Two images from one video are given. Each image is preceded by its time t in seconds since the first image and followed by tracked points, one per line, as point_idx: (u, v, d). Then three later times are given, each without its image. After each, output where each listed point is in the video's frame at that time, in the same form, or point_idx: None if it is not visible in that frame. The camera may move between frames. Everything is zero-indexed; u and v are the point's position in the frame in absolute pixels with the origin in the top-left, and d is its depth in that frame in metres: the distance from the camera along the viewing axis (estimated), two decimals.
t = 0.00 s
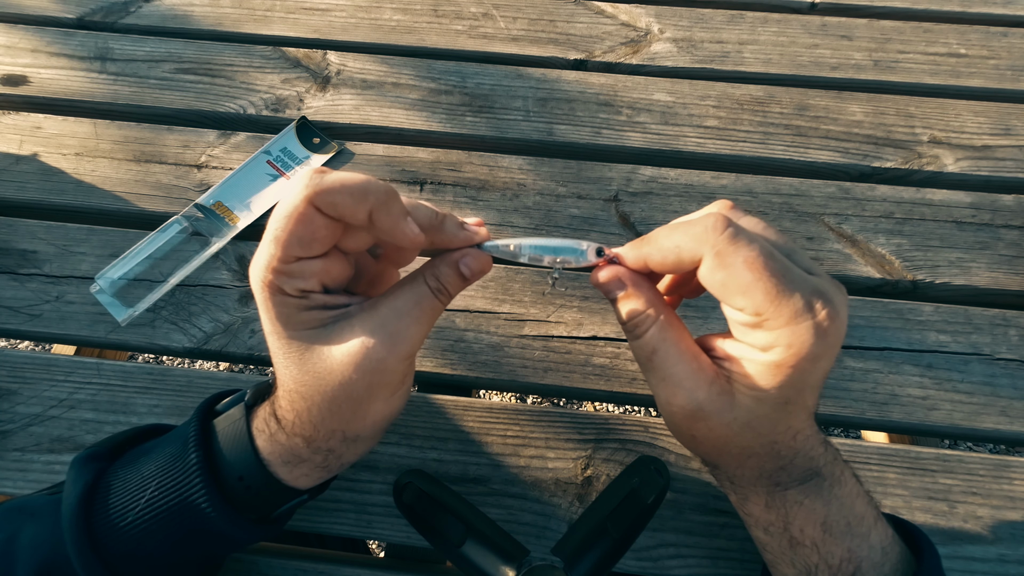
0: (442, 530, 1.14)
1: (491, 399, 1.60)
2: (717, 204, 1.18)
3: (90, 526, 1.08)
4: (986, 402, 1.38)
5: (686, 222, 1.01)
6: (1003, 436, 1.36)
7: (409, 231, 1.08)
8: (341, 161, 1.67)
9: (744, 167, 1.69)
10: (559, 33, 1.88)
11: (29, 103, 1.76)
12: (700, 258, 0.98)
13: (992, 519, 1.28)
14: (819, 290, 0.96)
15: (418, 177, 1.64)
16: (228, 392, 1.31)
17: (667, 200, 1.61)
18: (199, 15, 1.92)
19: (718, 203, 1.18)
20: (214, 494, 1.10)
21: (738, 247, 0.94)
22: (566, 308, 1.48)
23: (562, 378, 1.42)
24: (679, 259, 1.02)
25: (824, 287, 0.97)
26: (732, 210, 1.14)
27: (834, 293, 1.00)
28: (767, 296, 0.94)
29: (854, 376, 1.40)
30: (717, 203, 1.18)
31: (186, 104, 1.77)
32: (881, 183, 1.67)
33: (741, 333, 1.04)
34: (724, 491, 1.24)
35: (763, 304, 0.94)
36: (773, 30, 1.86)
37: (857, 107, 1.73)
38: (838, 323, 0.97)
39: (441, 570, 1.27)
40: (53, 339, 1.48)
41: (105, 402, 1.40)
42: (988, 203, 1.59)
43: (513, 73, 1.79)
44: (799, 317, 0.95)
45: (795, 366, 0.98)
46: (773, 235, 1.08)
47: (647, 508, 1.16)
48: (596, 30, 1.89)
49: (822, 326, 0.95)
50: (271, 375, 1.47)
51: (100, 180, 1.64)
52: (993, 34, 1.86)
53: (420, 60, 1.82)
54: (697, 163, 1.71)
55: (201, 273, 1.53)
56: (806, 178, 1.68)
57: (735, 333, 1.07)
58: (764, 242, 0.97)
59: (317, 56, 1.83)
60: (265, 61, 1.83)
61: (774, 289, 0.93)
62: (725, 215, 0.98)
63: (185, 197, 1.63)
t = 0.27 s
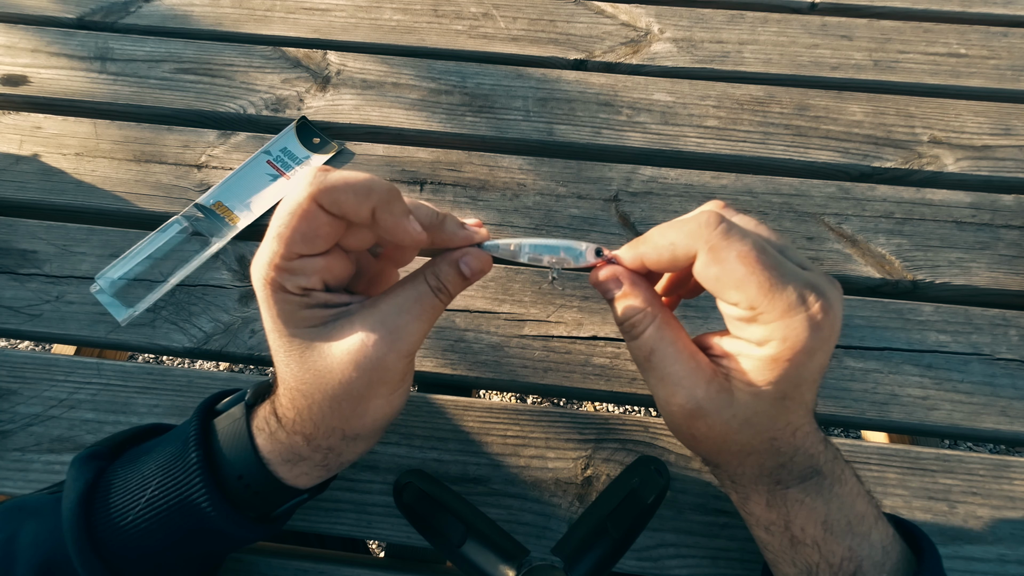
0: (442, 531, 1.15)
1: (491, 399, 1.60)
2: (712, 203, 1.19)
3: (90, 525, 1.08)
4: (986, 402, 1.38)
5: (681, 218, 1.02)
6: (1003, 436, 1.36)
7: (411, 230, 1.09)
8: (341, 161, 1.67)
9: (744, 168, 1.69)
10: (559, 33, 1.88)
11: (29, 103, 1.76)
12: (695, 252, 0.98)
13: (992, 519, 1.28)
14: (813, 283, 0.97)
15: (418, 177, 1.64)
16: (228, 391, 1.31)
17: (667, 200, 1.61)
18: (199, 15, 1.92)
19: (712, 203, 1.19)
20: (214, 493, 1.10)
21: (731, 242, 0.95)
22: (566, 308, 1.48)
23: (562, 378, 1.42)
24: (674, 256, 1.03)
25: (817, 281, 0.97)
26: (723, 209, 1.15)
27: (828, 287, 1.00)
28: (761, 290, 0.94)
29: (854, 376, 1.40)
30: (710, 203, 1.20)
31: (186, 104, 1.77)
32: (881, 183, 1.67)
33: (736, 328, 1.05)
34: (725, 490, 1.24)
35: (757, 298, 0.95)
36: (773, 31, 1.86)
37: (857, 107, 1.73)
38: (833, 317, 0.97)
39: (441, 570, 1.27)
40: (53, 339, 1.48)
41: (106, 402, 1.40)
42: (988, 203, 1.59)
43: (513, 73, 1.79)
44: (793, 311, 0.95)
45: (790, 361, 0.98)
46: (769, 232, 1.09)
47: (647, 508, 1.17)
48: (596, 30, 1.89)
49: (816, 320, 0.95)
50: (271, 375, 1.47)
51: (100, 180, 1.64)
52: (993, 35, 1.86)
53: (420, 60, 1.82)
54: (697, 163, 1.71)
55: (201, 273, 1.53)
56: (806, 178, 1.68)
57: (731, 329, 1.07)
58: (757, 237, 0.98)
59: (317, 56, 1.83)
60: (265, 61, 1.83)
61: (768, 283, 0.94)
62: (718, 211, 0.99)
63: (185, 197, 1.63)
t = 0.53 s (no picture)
0: (442, 530, 1.15)
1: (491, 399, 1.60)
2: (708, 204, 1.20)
3: (90, 530, 1.08)
4: (986, 402, 1.38)
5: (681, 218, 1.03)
6: (1003, 436, 1.36)
7: (418, 230, 1.08)
8: (341, 161, 1.67)
9: (744, 168, 1.69)
10: (559, 33, 1.88)
11: (29, 103, 1.76)
12: (698, 249, 0.99)
13: (993, 519, 1.28)
14: (813, 278, 0.99)
15: (418, 177, 1.64)
16: (229, 395, 1.31)
17: (667, 200, 1.61)
18: (199, 15, 1.92)
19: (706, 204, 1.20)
20: (215, 498, 1.10)
21: (733, 238, 0.96)
22: (566, 308, 1.48)
23: (562, 378, 1.42)
24: (676, 254, 1.03)
25: (817, 276, 0.99)
26: (721, 208, 1.14)
27: (827, 282, 1.02)
28: (764, 285, 0.96)
29: (854, 376, 1.40)
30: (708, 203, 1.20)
31: (186, 104, 1.77)
32: (881, 183, 1.67)
33: (740, 325, 1.06)
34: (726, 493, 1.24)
35: (760, 293, 0.96)
36: (773, 31, 1.86)
37: (857, 107, 1.73)
38: (834, 312, 0.99)
39: (441, 570, 1.27)
40: (53, 339, 1.48)
41: (105, 402, 1.40)
42: (988, 204, 1.59)
43: (513, 73, 1.79)
44: (795, 306, 0.97)
45: (794, 356, 0.99)
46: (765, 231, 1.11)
47: (647, 507, 1.17)
48: (596, 30, 1.89)
49: (817, 314, 0.97)
50: (271, 375, 1.47)
51: (100, 180, 1.64)
52: (993, 34, 1.86)
53: (420, 60, 1.82)
54: (697, 163, 1.71)
55: (201, 273, 1.53)
56: (806, 178, 1.68)
57: (733, 327, 1.09)
58: (756, 234, 1.00)
59: (317, 56, 1.83)
60: (265, 61, 1.83)
61: (770, 278, 0.96)
62: (717, 209, 1.00)
63: (185, 197, 1.63)
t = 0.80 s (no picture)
0: (442, 529, 1.15)
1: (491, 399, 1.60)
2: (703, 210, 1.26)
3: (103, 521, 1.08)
4: (986, 402, 1.38)
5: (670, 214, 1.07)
6: (1003, 436, 1.36)
7: (423, 230, 1.07)
8: (341, 161, 1.67)
9: (744, 167, 1.69)
10: (560, 33, 1.88)
11: (29, 103, 1.76)
12: (683, 241, 1.03)
13: (993, 519, 1.28)
14: (794, 264, 1.02)
15: (418, 177, 1.64)
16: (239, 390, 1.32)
17: (667, 200, 1.61)
18: (199, 15, 1.92)
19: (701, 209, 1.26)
20: (227, 488, 1.10)
21: (717, 226, 1.00)
22: (566, 308, 1.48)
23: (562, 378, 1.42)
24: (665, 248, 1.07)
25: (798, 262, 1.03)
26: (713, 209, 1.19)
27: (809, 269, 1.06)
28: (748, 271, 0.99)
29: (854, 377, 1.40)
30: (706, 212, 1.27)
31: (186, 104, 1.77)
32: (881, 183, 1.67)
33: (725, 312, 1.08)
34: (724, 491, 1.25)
35: (744, 277, 0.99)
36: (773, 30, 1.86)
37: (857, 107, 1.73)
38: (816, 296, 1.02)
39: (441, 570, 1.27)
40: (53, 339, 1.48)
41: (106, 402, 1.40)
42: (988, 204, 1.59)
43: (513, 73, 1.79)
44: (778, 289, 1.00)
45: (780, 338, 1.02)
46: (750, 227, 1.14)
47: (649, 505, 1.19)
48: (596, 30, 1.89)
49: (800, 297, 1.00)
50: (271, 375, 1.47)
51: (100, 180, 1.64)
52: (993, 34, 1.85)
53: (420, 60, 1.82)
54: (697, 163, 1.71)
55: (201, 273, 1.53)
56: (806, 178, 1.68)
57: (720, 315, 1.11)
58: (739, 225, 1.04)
59: (317, 56, 1.83)
60: (265, 61, 1.83)
61: (754, 264, 0.99)
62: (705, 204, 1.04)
63: (185, 197, 1.63)
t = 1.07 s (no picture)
0: (442, 529, 1.16)
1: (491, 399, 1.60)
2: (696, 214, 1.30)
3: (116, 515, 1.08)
4: (986, 402, 1.38)
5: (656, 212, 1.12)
6: (1003, 436, 1.36)
7: (433, 237, 1.09)
8: (341, 161, 1.67)
9: (744, 167, 1.69)
10: (559, 33, 1.88)
11: (29, 103, 1.76)
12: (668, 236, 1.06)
13: (993, 519, 1.28)
14: (775, 249, 1.02)
15: (418, 177, 1.64)
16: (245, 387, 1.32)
17: (667, 200, 1.61)
18: (200, 15, 1.92)
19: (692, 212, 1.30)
20: (239, 482, 1.11)
21: (695, 222, 1.02)
22: (566, 308, 1.48)
23: (562, 378, 1.42)
24: (651, 247, 1.12)
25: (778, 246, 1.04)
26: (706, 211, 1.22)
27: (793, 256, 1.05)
28: (728, 261, 1.00)
29: (854, 377, 1.40)
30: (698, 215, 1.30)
31: (186, 104, 1.77)
32: (881, 183, 1.67)
33: (711, 299, 1.10)
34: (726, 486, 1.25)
35: (724, 267, 1.00)
36: (773, 30, 1.86)
37: (857, 107, 1.73)
38: (798, 279, 1.02)
39: (442, 570, 1.27)
40: (53, 339, 1.48)
41: (106, 402, 1.40)
42: (988, 204, 1.59)
43: (513, 73, 1.79)
44: (759, 275, 1.00)
45: (764, 320, 1.02)
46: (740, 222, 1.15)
47: (650, 503, 1.20)
48: (596, 30, 1.89)
49: (781, 280, 1.01)
50: (271, 376, 1.47)
51: (100, 180, 1.64)
52: (993, 34, 1.85)
53: (420, 60, 1.82)
54: (697, 163, 1.71)
55: (201, 273, 1.53)
56: (806, 178, 1.68)
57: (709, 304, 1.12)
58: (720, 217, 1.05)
59: (317, 56, 1.83)
60: (265, 61, 1.83)
61: (734, 253, 0.99)
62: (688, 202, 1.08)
63: (185, 197, 1.63)
